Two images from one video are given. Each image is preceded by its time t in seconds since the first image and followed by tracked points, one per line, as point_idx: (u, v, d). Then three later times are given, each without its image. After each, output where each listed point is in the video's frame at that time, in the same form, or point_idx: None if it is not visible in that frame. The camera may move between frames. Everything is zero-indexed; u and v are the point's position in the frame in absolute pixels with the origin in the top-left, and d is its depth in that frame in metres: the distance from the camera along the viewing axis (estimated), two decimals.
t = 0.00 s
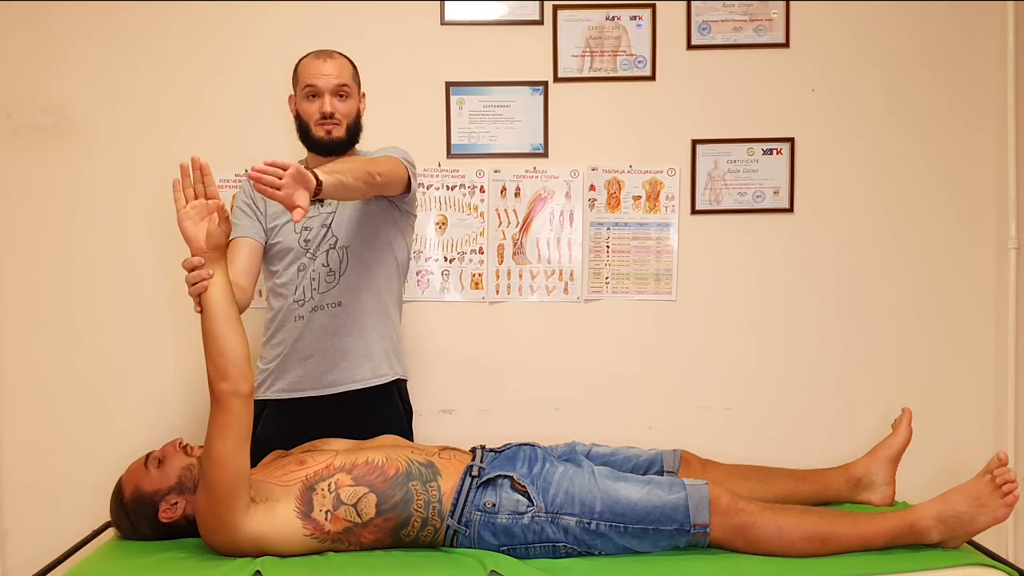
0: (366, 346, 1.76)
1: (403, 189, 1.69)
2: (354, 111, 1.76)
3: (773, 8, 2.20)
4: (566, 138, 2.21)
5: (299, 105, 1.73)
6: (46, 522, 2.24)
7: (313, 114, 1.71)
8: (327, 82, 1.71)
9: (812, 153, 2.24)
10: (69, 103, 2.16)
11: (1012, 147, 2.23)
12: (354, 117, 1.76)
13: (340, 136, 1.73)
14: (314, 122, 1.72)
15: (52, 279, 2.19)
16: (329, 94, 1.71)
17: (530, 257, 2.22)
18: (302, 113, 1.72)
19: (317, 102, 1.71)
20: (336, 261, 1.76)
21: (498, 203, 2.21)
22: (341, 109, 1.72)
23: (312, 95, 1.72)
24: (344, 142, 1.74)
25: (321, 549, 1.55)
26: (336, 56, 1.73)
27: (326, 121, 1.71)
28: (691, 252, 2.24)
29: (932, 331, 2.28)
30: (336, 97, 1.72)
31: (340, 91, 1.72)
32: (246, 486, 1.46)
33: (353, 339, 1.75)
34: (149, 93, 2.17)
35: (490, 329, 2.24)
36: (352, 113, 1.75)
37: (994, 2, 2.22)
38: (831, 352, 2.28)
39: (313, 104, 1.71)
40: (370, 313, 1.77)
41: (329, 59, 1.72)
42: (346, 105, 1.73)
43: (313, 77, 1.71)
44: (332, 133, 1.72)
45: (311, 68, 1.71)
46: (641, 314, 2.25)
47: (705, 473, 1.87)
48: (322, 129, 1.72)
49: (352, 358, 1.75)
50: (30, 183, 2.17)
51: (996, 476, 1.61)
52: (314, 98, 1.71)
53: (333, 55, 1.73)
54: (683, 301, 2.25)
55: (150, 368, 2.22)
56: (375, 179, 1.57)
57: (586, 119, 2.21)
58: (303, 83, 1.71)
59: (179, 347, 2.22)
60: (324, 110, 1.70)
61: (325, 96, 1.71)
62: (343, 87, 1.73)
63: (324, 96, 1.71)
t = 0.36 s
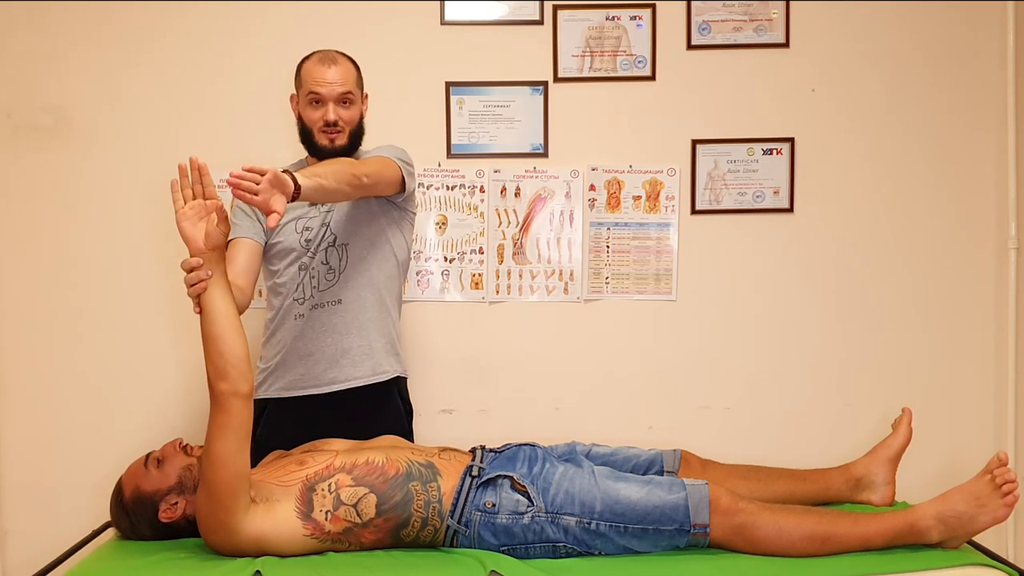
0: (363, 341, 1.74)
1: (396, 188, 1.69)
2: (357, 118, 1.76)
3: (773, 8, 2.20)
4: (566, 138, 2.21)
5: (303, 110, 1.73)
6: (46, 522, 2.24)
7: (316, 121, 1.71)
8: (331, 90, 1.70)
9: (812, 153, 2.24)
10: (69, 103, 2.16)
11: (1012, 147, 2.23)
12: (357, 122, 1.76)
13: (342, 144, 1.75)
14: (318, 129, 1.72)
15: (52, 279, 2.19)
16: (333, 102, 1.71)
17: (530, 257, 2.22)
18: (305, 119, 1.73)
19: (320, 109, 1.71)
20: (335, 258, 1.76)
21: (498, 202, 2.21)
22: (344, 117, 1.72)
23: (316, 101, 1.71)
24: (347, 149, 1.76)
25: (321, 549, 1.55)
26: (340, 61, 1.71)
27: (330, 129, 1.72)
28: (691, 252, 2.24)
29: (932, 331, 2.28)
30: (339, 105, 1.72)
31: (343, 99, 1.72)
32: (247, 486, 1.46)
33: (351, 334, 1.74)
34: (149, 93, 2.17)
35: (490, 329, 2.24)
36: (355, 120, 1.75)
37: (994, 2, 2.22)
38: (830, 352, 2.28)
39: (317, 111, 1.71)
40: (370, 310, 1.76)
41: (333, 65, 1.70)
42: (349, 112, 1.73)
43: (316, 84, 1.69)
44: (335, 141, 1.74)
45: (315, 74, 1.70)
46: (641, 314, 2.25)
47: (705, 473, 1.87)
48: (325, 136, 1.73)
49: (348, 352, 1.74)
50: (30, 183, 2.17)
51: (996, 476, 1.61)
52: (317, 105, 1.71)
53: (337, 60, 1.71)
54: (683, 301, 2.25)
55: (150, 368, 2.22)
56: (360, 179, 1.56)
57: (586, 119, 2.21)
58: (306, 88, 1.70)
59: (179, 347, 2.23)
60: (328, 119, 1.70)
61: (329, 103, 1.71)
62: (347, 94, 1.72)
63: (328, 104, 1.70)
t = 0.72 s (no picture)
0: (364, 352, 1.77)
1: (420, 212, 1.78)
2: (356, 115, 1.76)
3: (773, 8, 2.20)
4: (566, 138, 2.21)
5: (302, 106, 1.73)
6: (46, 522, 2.24)
7: (315, 117, 1.71)
8: (331, 86, 1.70)
9: (812, 154, 2.24)
10: (69, 102, 2.16)
11: (1012, 147, 2.23)
12: (356, 120, 1.76)
13: (340, 141, 1.75)
14: (316, 125, 1.72)
15: (52, 279, 2.19)
16: (333, 98, 1.71)
17: (530, 257, 2.22)
18: (304, 114, 1.73)
19: (320, 105, 1.71)
20: (338, 266, 1.76)
21: (498, 202, 2.21)
22: (343, 114, 1.72)
23: (315, 97, 1.71)
24: (345, 146, 1.76)
25: (321, 549, 1.55)
26: (341, 58, 1.72)
27: (328, 126, 1.72)
28: (691, 251, 2.24)
29: (932, 331, 2.28)
30: (339, 101, 1.72)
31: (343, 96, 1.72)
32: (247, 486, 1.46)
33: (351, 344, 1.76)
34: (149, 92, 2.17)
35: (490, 329, 2.24)
36: (354, 117, 1.75)
37: (995, 2, 2.22)
38: (831, 352, 2.28)
39: (316, 107, 1.71)
40: (370, 320, 1.78)
41: (334, 62, 1.71)
42: (349, 109, 1.73)
43: (317, 80, 1.70)
44: (333, 138, 1.73)
45: (315, 70, 1.70)
46: (641, 314, 2.25)
47: (705, 473, 1.87)
48: (323, 133, 1.73)
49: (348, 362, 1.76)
50: (30, 183, 2.17)
51: (996, 476, 1.61)
52: (317, 101, 1.71)
53: (338, 57, 1.71)
54: (683, 301, 2.25)
55: (150, 368, 2.22)
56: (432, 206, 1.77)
57: (586, 119, 2.21)
58: (306, 84, 1.71)
59: (179, 347, 2.23)
60: (327, 115, 1.70)
61: (329, 100, 1.71)
62: (347, 91, 1.72)
63: (328, 100, 1.71)
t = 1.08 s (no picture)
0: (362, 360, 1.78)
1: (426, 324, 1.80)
2: (356, 113, 1.76)
3: (773, 8, 2.20)
4: (566, 138, 2.21)
5: (301, 107, 1.73)
6: (46, 522, 2.24)
7: (314, 118, 1.72)
8: (328, 86, 1.70)
9: (812, 154, 2.24)
10: (69, 102, 2.16)
11: (1011, 147, 2.23)
12: (356, 119, 1.76)
13: (341, 140, 1.74)
14: (316, 126, 1.72)
15: (52, 279, 2.20)
16: (331, 98, 1.71)
17: (530, 257, 2.22)
18: (304, 116, 1.73)
19: (318, 105, 1.71)
20: (339, 272, 1.76)
21: (498, 202, 2.21)
22: (342, 113, 1.72)
23: (313, 97, 1.72)
24: (346, 145, 1.75)
25: (321, 550, 1.55)
26: (337, 57, 1.72)
27: (328, 126, 1.72)
28: (690, 251, 2.24)
29: (932, 330, 2.28)
30: (337, 101, 1.72)
31: (341, 95, 1.72)
32: (247, 485, 1.46)
33: (350, 351, 1.77)
34: (149, 92, 2.17)
35: (490, 329, 2.24)
36: (354, 115, 1.75)
37: (995, 2, 2.22)
38: (830, 351, 2.28)
39: (315, 108, 1.72)
40: (369, 331, 1.79)
41: (331, 60, 1.71)
42: (347, 108, 1.73)
43: (313, 80, 1.70)
44: (334, 138, 1.73)
45: (312, 70, 1.70)
46: (641, 315, 2.25)
47: (704, 473, 1.87)
48: (324, 133, 1.73)
49: (347, 370, 1.77)
50: (30, 183, 2.17)
51: (996, 476, 1.61)
52: (315, 101, 1.72)
53: (334, 56, 1.71)
54: (683, 301, 2.25)
55: (149, 368, 2.22)
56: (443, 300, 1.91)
57: (586, 118, 2.21)
58: (304, 85, 1.71)
59: (179, 347, 2.23)
60: (326, 116, 1.70)
61: (327, 99, 1.71)
62: (345, 90, 1.72)
63: (326, 100, 1.71)
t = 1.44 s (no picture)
0: (365, 361, 1.78)
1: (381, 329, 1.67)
2: (359, 117, 1.75)
3: (773, 8, 2.20)
4: (566, 138, 2.21)
5: (305, 109, 1.73)
6: (46, 522, 2.24)
7: (318, 120, 1.71)
8: (333, 89, 1.70)
9: (813, 154, 2.24)
10: (69, 102, 2.16)
11: (1011, 147, 2.23)
12: (359, 122, 1.76)
13: (344, 144, 1.74)
14: (320, 129, 1.72)
15: (52, 278, 2.20)
16: (335, 101, 1.71)
17: (530, 257, 2.22)
18: (307, 117, 1.73)
19: (323, 108, 1.71)
20: (342, 273, 1.76)
21: (498, 202, 2.21)
22: (346, 117, 1.72)
23: (318, 100, 1.71)
24: (349, 149, 1.75)
25: (321, 550, 1.55)
26: (343, 60, 1.71)
27: (331, 129, 1.71)
28: (690, 251, 2.24)
29: (932, 330, 2.28)
30: (341, 104, 1.72)
31: (345, 98, 1.72)
32: (248, 485, 1.46)
33: (353, 351, 1.77)
34: (149, 92, 2.17)
35: (490, 329, 2.24)
36: (357, 119, 1.75)
37: (994, 2, 2.22)
38: (830, 352, 2.28)
39: (319, 110, 1.71)
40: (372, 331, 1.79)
41: (336, 64, 1.71)
42: (351, 112, 1.73)
43: (319, 82, 1.70)
44: (337, 141, 1.73)
45: (318, 72, 1.70)
46: (641, 315, 2.25)
47: (704, 473, 1.87)
48: (327, 136, 1.72)
49: (350, 370, 1.77)
50: (30, 183, 2.17)
51: (996, 476, 1.61)
52: (320, 104, 1.71)
53: (340, 59, 1.71)
54: (683, 301, 2.25)
55: (149, 368, 2.22)
56: (414, 325, 1.78)
57: (585, 118, 2.21)
58: (309, 86, 1.71)
59: (178, 347, 2.23)
60: (330, 119, 1.70)
61: (331, 102, 1.71)
62: (349, 93, 1.72)
63: (330, 103, 1.71)
